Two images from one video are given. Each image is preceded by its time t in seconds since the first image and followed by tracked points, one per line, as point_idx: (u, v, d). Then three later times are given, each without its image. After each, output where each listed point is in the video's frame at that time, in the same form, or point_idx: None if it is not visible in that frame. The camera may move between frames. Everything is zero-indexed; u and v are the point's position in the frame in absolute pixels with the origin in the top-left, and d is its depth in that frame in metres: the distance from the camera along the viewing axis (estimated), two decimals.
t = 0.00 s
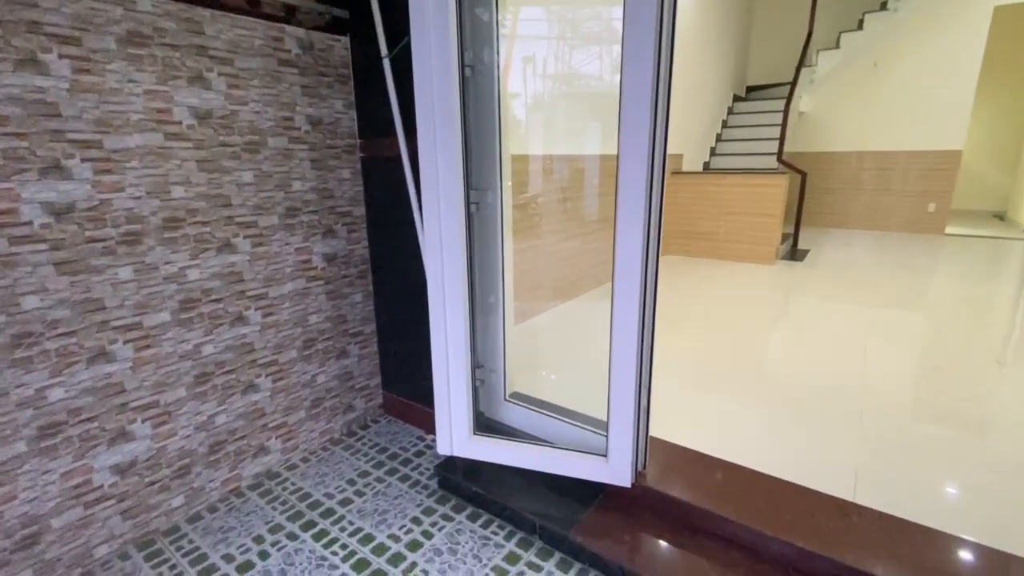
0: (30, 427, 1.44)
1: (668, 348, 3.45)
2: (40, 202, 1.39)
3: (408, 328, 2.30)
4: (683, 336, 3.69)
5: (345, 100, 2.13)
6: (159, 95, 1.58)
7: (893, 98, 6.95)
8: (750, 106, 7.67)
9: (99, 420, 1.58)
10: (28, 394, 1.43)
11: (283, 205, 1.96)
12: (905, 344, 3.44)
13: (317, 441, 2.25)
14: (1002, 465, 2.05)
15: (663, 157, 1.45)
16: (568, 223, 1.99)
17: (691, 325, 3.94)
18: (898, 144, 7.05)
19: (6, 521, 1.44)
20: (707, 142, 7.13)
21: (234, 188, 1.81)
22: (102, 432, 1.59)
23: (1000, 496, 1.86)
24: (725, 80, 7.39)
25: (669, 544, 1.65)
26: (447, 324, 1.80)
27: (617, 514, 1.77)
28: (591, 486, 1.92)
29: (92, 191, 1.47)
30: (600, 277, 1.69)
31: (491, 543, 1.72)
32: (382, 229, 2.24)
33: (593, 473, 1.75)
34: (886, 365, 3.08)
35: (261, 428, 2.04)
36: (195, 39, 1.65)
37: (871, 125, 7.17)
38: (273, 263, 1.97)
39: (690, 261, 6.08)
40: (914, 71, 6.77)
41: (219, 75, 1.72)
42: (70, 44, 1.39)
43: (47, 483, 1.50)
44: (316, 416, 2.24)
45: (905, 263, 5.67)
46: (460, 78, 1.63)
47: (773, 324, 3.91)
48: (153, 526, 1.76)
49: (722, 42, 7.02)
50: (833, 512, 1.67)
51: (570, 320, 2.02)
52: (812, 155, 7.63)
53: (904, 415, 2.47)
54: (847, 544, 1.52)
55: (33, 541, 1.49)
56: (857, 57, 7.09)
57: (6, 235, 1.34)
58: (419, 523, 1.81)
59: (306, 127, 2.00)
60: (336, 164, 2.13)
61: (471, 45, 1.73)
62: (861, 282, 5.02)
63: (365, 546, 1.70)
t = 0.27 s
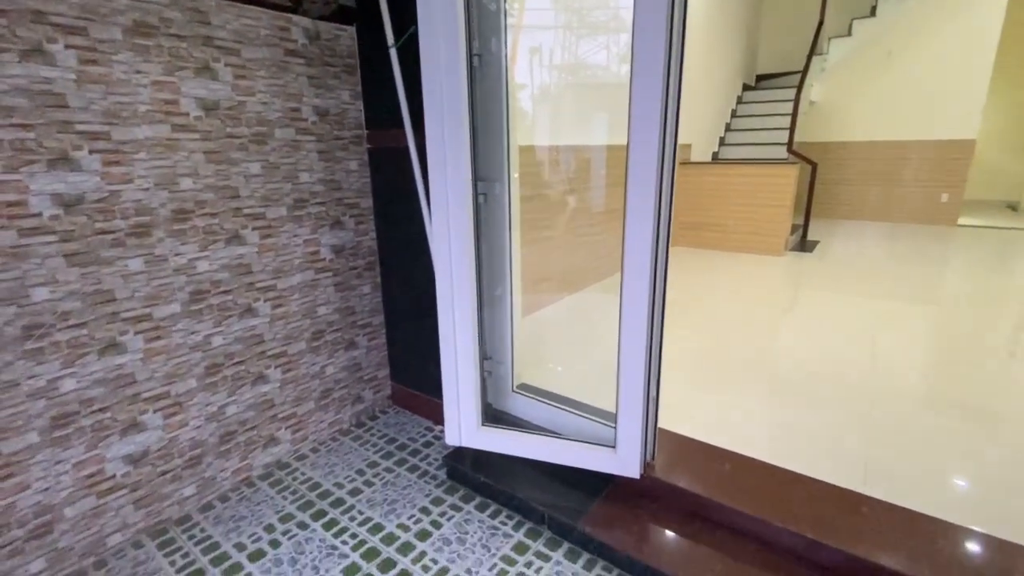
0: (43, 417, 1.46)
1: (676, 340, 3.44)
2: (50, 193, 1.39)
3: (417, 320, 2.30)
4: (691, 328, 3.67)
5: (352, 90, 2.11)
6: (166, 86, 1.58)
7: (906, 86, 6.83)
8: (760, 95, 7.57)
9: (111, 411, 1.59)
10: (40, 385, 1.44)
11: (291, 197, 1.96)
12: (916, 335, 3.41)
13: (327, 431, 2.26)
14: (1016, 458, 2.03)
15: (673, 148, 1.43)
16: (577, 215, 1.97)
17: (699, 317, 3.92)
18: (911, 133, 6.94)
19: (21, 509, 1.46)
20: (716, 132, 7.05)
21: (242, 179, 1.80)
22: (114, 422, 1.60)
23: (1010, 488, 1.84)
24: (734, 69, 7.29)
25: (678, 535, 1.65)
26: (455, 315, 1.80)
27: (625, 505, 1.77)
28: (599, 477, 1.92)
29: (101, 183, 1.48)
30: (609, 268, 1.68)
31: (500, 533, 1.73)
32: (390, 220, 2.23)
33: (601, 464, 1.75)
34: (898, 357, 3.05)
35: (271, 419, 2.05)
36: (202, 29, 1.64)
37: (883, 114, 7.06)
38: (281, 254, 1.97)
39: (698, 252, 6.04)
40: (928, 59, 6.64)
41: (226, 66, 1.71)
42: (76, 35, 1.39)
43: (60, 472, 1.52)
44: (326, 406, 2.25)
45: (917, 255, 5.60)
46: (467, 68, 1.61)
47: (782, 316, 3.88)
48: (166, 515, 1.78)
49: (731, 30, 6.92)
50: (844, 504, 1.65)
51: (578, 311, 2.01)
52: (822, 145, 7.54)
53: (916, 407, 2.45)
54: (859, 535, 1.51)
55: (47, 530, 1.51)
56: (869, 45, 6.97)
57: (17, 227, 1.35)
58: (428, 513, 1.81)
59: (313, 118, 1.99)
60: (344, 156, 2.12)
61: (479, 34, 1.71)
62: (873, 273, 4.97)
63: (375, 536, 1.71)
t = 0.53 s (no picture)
0: (51, 409, 1.48)
1: (682, 333, 3.42)
2: (54, 187, 1.40)
3: (421, 312, 2.30)
4: (697, 321, 3.65)
5: (355, 82, 2.11)
6: (168, 80, 1.58)
7: (919, 75, 6.72)
8: (769, 86, 7.48)
9: (117, 403, 1.61)
10: (47, 377, 1.46)
11: (294, 190, 1.96)
12: (926, 328, 3.37)
13: (332, 423, 2.27)
14: None
15: (677, 139, 1.41)
16: (584, 206, 1.96)
17: (705, 310, 3.90)
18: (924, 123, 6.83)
19: (29, 499, 1.48)
20: (724, 123, 6.98)
21: (245, 173, 1.81)
22: (120, 413, 1.62)
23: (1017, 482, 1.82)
24: (743, 59, 7.20)
25: (681, 527, 1.65)
26: (457, 308, 1.80)
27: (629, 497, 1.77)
28: (603, 468, 1.92)
29: (104, 176, 1.48)
30: (613, 260, 1.67)
31: (503, 524, 1.74)
32: (394, 213, 2.23)
33: (604, 456, 1.74)
34: (907, 350, 3.02)
35: (277, 411, 2.07)
36: (203, 21, 1.64)
37: (895, 104, 6.95)
38: (285, 248, 1.98)
39: (705, 245, 6.00)
40: (941, 47, 6.52)
41: (228, 59, 1.71)
42: (77, 28, 1.39)
43: (67, 463, 1.53)
44: (331, 398, 2.26)
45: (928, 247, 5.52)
46: (469, 58, 1.59)
47: (789, 309, 3.85)
48: (173, 505, 1.81)
49: (740, 19, 6.82)
50: (848, 497, 1.64)
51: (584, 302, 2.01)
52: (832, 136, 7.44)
53: (924, 401, 2.42)
54: (863, 529, 1.50)
55: (55, 520, 1.54)
56: (881, 33, 6.85)
57: (21, 220, 1.36)
58: (432, 504, 1.82)
59: (316, 110, 1.98)
60: (347, 148, 2.12)
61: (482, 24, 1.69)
62: (883, 266, 4.91)
63: (379, 526, 1.72)
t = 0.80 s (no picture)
0: (41, 405, 1.48)
1: (682, 327, 3.41)
2: (41, 183, 1.39)
3: (416, 307, 2.29)
4: (697, 315, 3.63)
5: (348, 76, 2.09)
6: (156, 74, 1.57)
7: (924, 66, 6.63)
8: (772, 77, 7.41)
9: (109, 399, 1.61)
10: (37, 373, 1.46)
11: (286, 185, 1.95)
12: (928, 322, 3.34)
13: (328, 419, 2.28)
14: None
15: (668, 130, 1.39)
16: (577, 199, 1.94)
17: (705, 304, 3.88)
18: (929, 114, 6.75)
19: (22, 495, 1.49)
20: (727, 115, 6.92)
21: (236, 168, 1.80)
22: (112, 409, 1.62)
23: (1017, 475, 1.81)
24: (746, 50, 7.13)
25: (676, 523, 1.64)
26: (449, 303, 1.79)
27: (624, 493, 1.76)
28: (597, 464, 1.91)
29: (92, 172, 1.48)
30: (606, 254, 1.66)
31: (496, 519, 1.74)
32: (388, 208, 2.22)
33: (597, 451, 1.74)
34: (908, 344, 3.00)
35: (271, 406, 2.07)
36: (191, 15, 1.62)
37: (900, 95, 6.87)
38: (278, 243, 1.97)
39: (706, 239, 5.97)
40: (945, 36, 6.44)
41: (217, 53, 1.69)
42: (61, 22, 1.38)
43: (60, 459, 1.54)
44: (326, 394, 2.26)
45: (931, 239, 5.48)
46: (458, 50, 1.58)
47: (790, 302, 3.83)
48: (167, 500, 1.81)
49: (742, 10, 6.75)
50: (843, 493, 1.63)
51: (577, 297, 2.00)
52: (835, 128, 7.38)
53: (924, 394, 2.41)
54: (859, 525, 1.49)
55: (48, 516, 1.54)
56: (885, 23, 6.76)
57: (8, 217, 1.35)
58: (425, 499, 1.82)
59: (307, 105, 1.97)
60: (340, 143, 2.11)
61: (472, 15, 1.67)
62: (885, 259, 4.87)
63: (372, 521, 1.73)
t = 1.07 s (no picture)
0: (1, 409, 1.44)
1: (665, 321, 3.42)
2: None
3: (394, 304, 2.27)
4: (681, 309, 3.64)
5: (320, 69, 2.05)
6: (116, 67, 1.52)
7: (906, 59, 6.69)
8: (757, 70, 7.43)
9: (74, 401, 1.58)
10: None
11: (257, 181, 1.92)
12: (907, 314, 3.38)
13: (305, 417, 2.25)
14: (999, 436, 2.02)
15: (638, 124, 1.38)
16: (553, 190, 1.88)
17: (689, 297, 3.89)
18: (911, 107, 6.81)
19: None
20: (712, 108, 6.92)
21: (204, 163, 1.76)
22: (78, 411, 1.59)
23: (997, 464, 1.84)
24: (731, 44, 7.14)
25: (660, 522, 1.63)
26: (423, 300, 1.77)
27: (615, 491, 1.74)
28: (574, 459, 1.91)
29: (50, 169, 1.44)
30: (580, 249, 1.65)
31: (471, 517, 1.73)
32: (364, 203, 2.19)
33: (572, 447, 1.73)
34: (886, 336, 3.03)
35: (246, 406, 2.04)
36: (152, 6, 1.58)
37: (883, 89, 6.93)
38: (250, 240, 1.94)
39: (692, 232, 5.99)
40: (928, 30, 6.49)
41: (181, 45, 1.65)
42: (13, 13, 1.33)
43: (23, 463, 1.51)
44: (303, 392, 2.24)
45: (913, 232, 5.55)
46: (428, 42, 1.55)
47: (773, 295, 3.85)
48: (139, 502, 1.78)
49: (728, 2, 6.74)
50: (815, 486, 1.64)
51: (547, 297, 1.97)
52: (820, 121, 7.43)
53: (900, 385, 2.43)
54: (850, 523, 1.46)
55: (12, 521, 1.51)
56: (869, 17, 6.81)
57: None
58: (401, 498, 1.81)
59: (278, 99, 1.93)
60: (313, 137, 2.07)
61: (442, 6, 1.64)
62: (868, 252, 4.92)
63: (346, 521, 1.71)
